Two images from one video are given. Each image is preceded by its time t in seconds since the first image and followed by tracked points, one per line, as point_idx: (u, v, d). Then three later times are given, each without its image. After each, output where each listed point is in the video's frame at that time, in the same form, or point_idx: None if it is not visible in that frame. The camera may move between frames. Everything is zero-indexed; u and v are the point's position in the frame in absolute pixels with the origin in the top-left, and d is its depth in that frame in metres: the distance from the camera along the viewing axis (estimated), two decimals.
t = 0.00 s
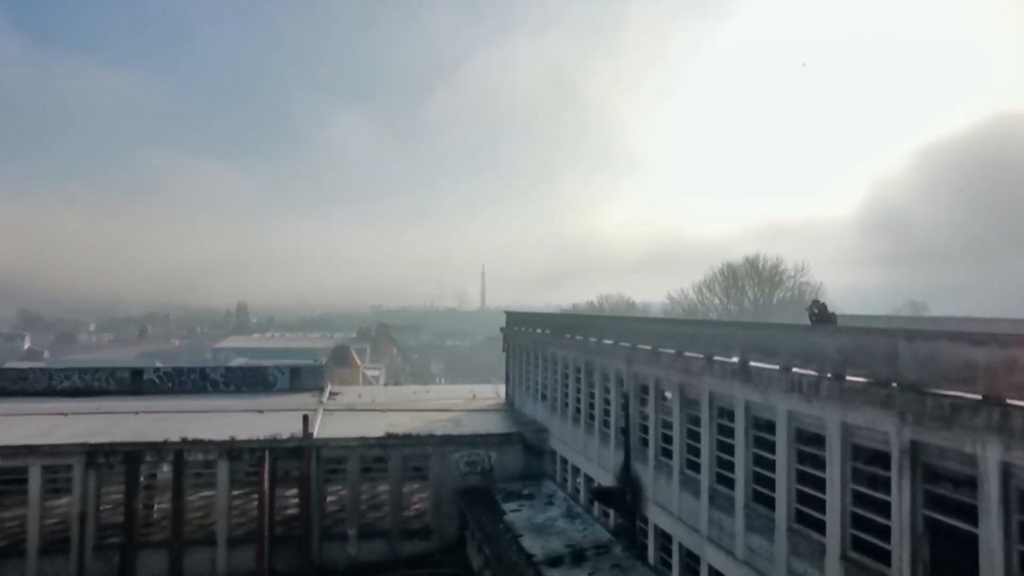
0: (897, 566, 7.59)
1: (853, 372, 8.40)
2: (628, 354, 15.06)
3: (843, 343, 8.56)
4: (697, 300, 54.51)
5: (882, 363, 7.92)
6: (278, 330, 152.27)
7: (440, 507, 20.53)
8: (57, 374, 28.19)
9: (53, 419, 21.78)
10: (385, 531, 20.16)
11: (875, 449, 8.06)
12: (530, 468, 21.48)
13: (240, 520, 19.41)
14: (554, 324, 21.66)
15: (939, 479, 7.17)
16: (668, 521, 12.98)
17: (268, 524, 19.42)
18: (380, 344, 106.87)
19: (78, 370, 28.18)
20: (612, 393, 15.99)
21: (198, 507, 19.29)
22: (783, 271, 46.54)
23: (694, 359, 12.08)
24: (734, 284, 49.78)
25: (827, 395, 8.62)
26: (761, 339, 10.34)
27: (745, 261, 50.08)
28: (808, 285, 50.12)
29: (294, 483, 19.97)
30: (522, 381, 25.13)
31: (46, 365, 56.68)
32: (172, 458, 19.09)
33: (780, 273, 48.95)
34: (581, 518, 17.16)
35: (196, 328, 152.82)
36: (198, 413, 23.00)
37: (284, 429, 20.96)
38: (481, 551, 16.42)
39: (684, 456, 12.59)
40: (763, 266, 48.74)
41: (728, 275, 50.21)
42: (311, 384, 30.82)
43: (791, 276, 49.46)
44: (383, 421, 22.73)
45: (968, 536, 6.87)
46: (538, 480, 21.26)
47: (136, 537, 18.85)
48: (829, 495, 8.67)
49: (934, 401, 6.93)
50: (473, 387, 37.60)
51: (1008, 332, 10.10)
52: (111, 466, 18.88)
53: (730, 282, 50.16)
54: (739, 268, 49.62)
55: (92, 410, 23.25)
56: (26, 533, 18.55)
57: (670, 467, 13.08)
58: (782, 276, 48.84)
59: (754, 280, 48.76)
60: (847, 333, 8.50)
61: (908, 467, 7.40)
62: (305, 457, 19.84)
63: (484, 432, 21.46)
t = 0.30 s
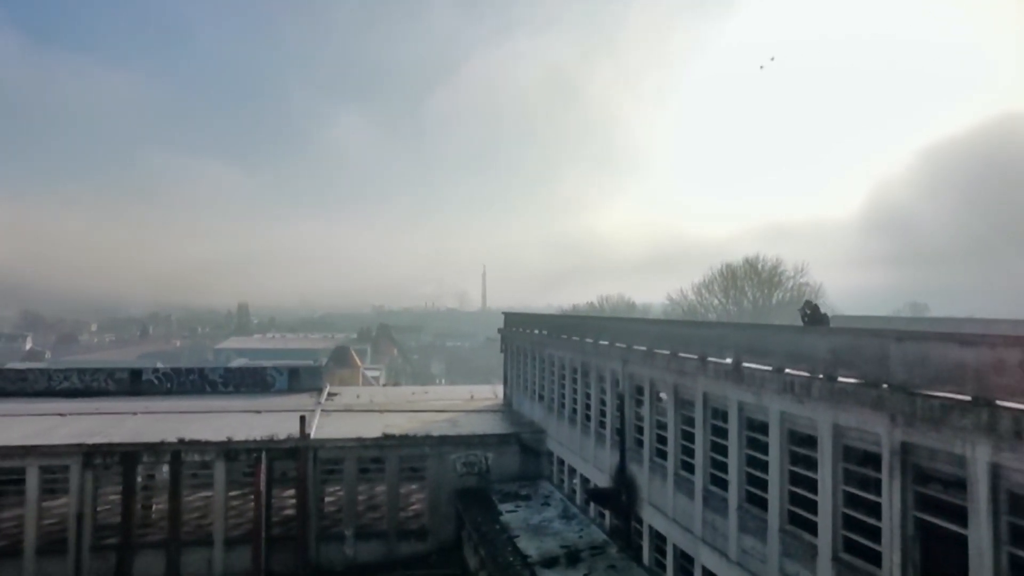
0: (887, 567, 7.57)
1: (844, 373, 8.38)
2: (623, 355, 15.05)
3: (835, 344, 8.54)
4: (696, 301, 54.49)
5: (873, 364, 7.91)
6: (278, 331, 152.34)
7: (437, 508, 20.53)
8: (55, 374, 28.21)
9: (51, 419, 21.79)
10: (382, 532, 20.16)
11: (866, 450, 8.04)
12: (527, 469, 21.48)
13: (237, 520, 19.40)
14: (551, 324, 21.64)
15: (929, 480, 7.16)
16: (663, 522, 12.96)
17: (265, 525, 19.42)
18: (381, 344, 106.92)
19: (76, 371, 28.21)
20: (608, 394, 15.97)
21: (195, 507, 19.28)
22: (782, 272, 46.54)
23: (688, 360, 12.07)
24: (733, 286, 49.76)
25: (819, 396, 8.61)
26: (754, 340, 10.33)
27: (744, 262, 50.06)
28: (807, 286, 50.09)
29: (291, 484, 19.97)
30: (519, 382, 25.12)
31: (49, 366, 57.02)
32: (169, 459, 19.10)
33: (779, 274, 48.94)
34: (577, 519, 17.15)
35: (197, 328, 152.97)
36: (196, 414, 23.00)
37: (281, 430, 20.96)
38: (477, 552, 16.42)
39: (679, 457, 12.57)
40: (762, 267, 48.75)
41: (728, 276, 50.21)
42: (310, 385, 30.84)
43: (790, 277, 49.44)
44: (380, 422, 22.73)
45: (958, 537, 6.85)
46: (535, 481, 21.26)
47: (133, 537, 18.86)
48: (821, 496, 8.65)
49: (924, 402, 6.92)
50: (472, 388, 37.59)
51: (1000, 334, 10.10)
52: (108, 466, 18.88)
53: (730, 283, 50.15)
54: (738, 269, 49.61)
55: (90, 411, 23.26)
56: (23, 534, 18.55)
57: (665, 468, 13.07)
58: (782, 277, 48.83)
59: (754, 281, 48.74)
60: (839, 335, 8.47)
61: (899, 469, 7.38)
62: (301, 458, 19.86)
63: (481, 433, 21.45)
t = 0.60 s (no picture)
0: (875, 569, 7.55)
1: (834, 374, 8.37)
2: (617, 355, 15.03)
3: (824, 345, 8.52)
4: (694, 302, 54.49)
5: (862, 365, 7.89)
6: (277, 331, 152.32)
7: (432, 509, 20.51)
8: (51, 374, 28.20)
9: (46, 419, 21.79)
10: (377, 532, 20.14)
11: (856, 452, 8.02)
12: (522, 469, 21.46)
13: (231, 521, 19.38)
14: (547, 325, 21.62)
15: (917, 482, 7.14)
16: (656, 524, 12.94)
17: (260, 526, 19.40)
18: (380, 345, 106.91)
19: (73, 371, 28.21)
20: (602, 395, 15.95)
21: (189, 508, 19.26)
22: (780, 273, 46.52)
23: (680, 361, 12.06)
24: (732, 286, 49.75)
25: (809, 398, 8.59)
26: (745, 341, 10.31)
27: (743, 263, 50.04)
28: (805, 287, 50.08)
29: (286, 484, 19.94)
30: (515, 382, 25.09)
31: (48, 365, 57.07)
32: (163, 459, 19.09)
33: (777, 275, 48.93)
34: (571, 520, 17.13)
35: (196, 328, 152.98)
36: (191, 414, 22.99)
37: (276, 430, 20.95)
38: (471, 552, 16.41)
39: (671, 458, 12.56)
40: (759, 267, 48.75)
41: (726, 276, 50.21)
42: (307, 385, 30.83)
43: (789, 277, 49.42)
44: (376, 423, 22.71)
45: (945, 538, 6.83)
46: (530, 482, 21.24)
47: (127, 538, 18.84)
48: (810, 498, 8.63)
49: (911, 404, 6.90)
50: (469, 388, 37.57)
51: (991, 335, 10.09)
52: (102, 467, 18.87)
53: (728, 283, 50.16)
54: (736, 270, 49.60)
55: (85, 411, 23.24)
56: (17, 534, 18.53)
57: (658, 469, 13.05)
58: (780, 278, 48.81)
59: (752, 282, 48.74)
60: (828, 336, 8.45)
61: (887, 470, 7.36)
62: (296, 458, 19.85)
63: (476, 434, 21.44)
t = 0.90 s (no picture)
0: (863, 570, 7.54)
1: (823, 374, 8.35)
2: (611, 355, 15.02)
3: (813, 345, 8.50)
4: (694, 301, 54.43)
5: (850, 365, 7.88)
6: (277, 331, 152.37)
7: (428, 509, 20.50)
8: (48, 374, 28.21)
9: (42, 419, 21.80)
10: (372, 532, 20.13)
11: (844, 452, 8.00)
12: (518, 469, 21.45)
13: (226, 521, 19.36)
14: (543, 325, 21.59)
15: (905, 481, 7.12)
16: (648, 523, 12.92)
17: (255, 525, 19.40)
18: (379, 345, 106.94)
19: (70, 370, 28.22)
20: (596, 395, 15.93)
21: (184, 508, 19.26)
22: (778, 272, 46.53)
23: (672, 361, 12.05)
24: (730, 286, 49.74)
25: (798, 397, 8.58)
26: (736, 341, 10.30)
27: (741, 263, 50.01)
28: (803, 287, 50.09)
29: (281, 484, 19.92)
30: (512, 382, 25.07)
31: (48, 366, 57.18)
32: (158, 459, 19.11)
33: (775, 275, 48.93)
34: (566, 520, 17.13)
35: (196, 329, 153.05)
36: (187, 414, 22.98)
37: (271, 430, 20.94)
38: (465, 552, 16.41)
39: (664, 459, 12.55)
40: (757, 267, 48.76)
41: (724, 276, 50.21)
42: (304, 385, 30.82)
43: (787, 277, 49.39)
44: (372, 422, 22.69)
45: (931, 538, 6.82)
46: (526, 481, 21.23)
47: (122, 538, 18.84)
48: (800, 498, 8.62)
49: (898, 403, 6.89)
50: (467, 388, 37.55)
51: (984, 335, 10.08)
52: (97, 466, 18.89)
53: (727, 283, 50.12)
54: (734, 270, 49.60)
55: (82, 411, 23.24)
56: (11, 534, 18.53)
57: (651, 469, 13.03)
58: (777, 278, 48.80)
59: (751, 282, 48.72)
60: (817, 336, 8.44)
61: (875, 470, 7.34)
62: (291, 458, 19.85)
63: (472, 434, 21.43)
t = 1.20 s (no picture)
0: (850, 570, 7.50)
1: (811, 374, 8.30)
2: (604, 355, 14.97)
3: (801, 345, 8.45)
4: (691, 302, 54.41)
5: (837, 365, 7.83)
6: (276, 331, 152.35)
7: (422, 509, 20.46)
8: (43, 374, 28.17)
9: (36, 419, 21.76)
10: (366, 533, 20.09)
11: (832, 452, 7.95)
12: (512, 470, 21.41)
13: (219, 522, 19.31)
14: (537, 325, 21.55)
15: (891, 482, 7.08)
16: (640, 524, 12.88)
17: (249, 526, 19.35)
18: (378, 345, 106.97)
19: (65, 370, 28.18)
20: (589, 395, 15.88)
21: (177, 508, 19.21)
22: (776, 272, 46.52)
23: (664, 361, 12.01)
24: (728, 287, 49.73)
25: (786, 397, 8.53)
26: (725, 341, 10.25)
27: (740, 263, 50.00)
28: (801, 287, 50.07)
29: (275, 485, 19.86)
30: (507, 383, 25.03)
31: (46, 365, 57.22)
32: (152, 459, 19.07)
33: (774, 275, 48.90)
34: (559, 520, 17.09)
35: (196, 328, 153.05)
36: (182, 414, 22.95)
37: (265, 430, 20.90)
38: (458, 553, 16.37)
39: (655, 459, 12.50)
40: (755, 267, 48.74)
41: (722, 276, 50.21)
42: (300, 385, 30.79)
43: (785, 277, 49.36)
44: (367, 423, 22.64)
45: (917, 539, 6.77)
46: (520, 482, 21.19)
47: (115, 538, 18.79)
48: (788, 498, 8.58)
49: (883, 403, 6.85)
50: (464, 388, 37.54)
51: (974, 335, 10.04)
52: (90, 466, 18.84)
53: (725, 284, 50.11)
54: (733, 270, 49.58)
55: (76, 411, 23.20)
56: (4, 534, 18.50)
57: (643, 469, 12.99)
58: (776, 278, 48.77)
59: (749, 282, 48.69)
60: (805, 336, 8.39)
61: (862, 470, 7.30)
62: (285, 458, 19.82)
63: (466, 434, 21.40)
